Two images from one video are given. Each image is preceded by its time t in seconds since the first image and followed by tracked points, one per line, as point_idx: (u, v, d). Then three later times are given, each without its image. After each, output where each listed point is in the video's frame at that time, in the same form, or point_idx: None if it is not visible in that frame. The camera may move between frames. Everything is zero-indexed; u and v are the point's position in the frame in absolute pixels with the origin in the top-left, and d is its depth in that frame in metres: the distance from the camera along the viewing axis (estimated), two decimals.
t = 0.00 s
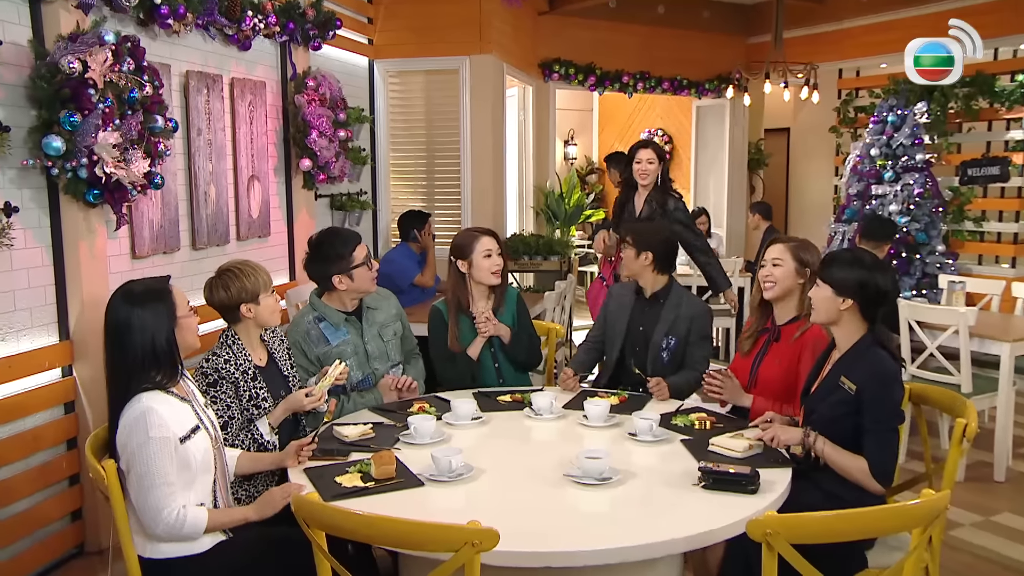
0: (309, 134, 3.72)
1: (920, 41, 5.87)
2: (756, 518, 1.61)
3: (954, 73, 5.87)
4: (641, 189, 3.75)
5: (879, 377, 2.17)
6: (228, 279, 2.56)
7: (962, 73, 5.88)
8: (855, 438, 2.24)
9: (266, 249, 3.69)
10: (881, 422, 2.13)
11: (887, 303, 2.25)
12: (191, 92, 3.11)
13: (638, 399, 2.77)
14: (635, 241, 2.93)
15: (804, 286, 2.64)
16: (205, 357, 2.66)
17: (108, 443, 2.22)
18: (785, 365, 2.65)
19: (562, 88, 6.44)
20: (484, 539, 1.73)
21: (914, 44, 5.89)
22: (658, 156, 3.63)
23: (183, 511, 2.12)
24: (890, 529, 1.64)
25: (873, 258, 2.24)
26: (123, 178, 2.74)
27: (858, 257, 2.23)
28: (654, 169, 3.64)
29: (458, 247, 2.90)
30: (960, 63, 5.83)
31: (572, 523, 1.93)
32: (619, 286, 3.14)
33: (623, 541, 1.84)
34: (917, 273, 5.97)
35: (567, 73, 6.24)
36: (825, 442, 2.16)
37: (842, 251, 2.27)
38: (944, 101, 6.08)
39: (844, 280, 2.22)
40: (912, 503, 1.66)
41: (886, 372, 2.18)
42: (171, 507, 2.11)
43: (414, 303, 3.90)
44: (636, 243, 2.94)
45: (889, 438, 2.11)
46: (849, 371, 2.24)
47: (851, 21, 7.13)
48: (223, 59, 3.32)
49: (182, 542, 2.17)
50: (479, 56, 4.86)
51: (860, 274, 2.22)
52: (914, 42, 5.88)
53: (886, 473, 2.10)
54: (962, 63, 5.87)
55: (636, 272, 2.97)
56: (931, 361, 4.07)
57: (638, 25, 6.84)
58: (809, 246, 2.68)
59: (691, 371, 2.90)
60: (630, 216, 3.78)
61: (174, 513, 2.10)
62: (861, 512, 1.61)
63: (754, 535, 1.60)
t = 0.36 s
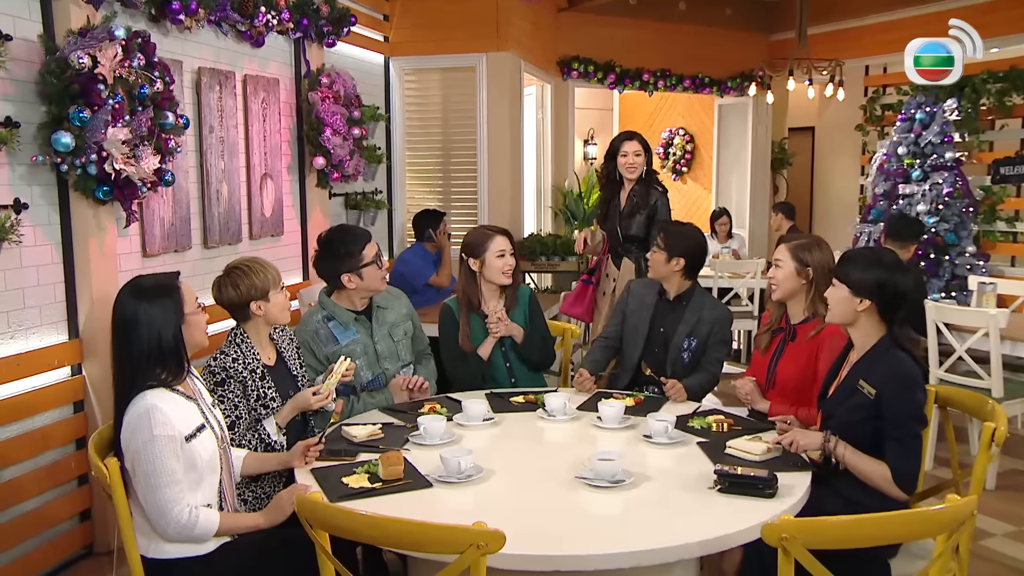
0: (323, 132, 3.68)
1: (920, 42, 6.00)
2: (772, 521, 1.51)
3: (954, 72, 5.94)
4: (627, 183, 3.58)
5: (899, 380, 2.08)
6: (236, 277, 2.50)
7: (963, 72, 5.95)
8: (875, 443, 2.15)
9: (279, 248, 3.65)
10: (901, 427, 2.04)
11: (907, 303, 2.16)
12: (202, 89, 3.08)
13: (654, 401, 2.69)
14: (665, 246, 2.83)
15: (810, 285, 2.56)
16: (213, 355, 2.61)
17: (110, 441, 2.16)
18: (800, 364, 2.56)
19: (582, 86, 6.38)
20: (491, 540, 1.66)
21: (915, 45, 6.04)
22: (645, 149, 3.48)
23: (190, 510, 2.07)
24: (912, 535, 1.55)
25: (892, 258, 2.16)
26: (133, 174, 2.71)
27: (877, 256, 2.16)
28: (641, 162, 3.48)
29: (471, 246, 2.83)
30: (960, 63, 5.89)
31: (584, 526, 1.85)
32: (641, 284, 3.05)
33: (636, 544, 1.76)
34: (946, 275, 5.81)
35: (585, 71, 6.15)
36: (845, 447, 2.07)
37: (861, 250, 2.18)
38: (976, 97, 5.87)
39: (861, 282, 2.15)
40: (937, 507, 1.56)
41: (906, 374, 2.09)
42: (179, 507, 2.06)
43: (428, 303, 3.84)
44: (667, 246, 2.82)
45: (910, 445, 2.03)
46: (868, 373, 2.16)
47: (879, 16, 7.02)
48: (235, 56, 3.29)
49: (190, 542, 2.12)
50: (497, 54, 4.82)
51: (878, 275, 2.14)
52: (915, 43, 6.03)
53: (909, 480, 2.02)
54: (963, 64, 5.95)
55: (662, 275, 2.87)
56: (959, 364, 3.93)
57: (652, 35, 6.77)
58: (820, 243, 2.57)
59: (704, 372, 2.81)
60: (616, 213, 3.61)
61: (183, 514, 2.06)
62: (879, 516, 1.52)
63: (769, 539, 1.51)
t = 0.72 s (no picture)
0: (333, 130, 3.64)
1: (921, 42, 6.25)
2: (784, 524, 1.42)
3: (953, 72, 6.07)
4: (610, 184, 3.41)
5: (918, 383, 2.02)
6: (253, 274, 2.46)
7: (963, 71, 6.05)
8: (893, 448, 2.08)
9: (289, 247, 3.61)
10: (921, 431, 1.97)
11: (924, 304, 2.11)
12: (211, 85, 3.04)
13: (667, 402, 2.60)
14: (684, 247, 2.76)
15: (804, 286, 2.53)
16: (222, 351, 2.57)
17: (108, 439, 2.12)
18: (805, 365, 2.55)
19: (598, 84, 6.33)
20: (491, 541, 1.59)
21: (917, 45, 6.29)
22: (627, 147, 3.30)
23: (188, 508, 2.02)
24: (933, 539, 1.46)
25: (910, 257, 2.11)
26: (139, 170, 2.67)
27: (895, 256, 2.11)
28: (622, 162, 3.31)
29: (480, 245, 2.77)
30: (959, 63, 6.06)
31: (591, 529, 1.78)
32: (648, 284, 2.98)
33: (644, 547, 1.68)
34: (972, 278, 5.66)
35: (602, 70, 6.09)
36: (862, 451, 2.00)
37: (877, 249, 2.14)
38: (1005, 94, 5.78)
39: (881, 281, 2.10)
40: (957, 511, 1.47)
41: (926, 377, 2.02)
42: (177, 505, 2.01)
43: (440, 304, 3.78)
44: (686, 245, 2.75)
45: (930, 450, 1.95)
46: (885, 376, 2.10)
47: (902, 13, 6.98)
48: (245, 52, 3.25)
49: (189, 541, 2.07)
50: (510, 51, 4.80)
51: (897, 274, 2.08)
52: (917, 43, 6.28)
53: (930, 486, 1.94)
54: (962, 63, 6.07)
55: (679, 273, 2.79)
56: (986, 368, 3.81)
57: (679, 25, 6.83)
58: (816, 245, 2.55)
59: (718, 367, 2.73)
60: (598, 216, 3.45)
61: (181, 511, 2.01)
62: (897, 518, 1.43)
63: (780, 543, 1.41)
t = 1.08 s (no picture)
0: (335, 124, 3.58)
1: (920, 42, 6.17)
2: (787, 522, 1.35)
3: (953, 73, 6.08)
4: (584, 179, 3.38)
5: (929, 381, 1.97)
6: (276, 267, 2.42)
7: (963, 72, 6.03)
8: (904, 448, 2.03)
9: (289, 243, 3.57)
10: (932, 430, 1.93)
11: (933, 300, 2.08)
12: (210, 79, 3.00)
13: (672, 400, 2.52)
14: (687, 243, 2.71)
15: (790, 280, 2.55)
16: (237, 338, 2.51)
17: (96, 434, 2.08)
18: (803, 363, 2.55)
19: (605, 79, 6.40)
20: (484, 540, 1.52)
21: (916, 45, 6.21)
22: (598, 143, 3.26)
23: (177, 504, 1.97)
24: (942, 542, 1.39)
25: (920, 252, 2.08)
26: (135, 163, 2.62)
27: (903, 251, 2.08)
28: (593, 158, 3.27)
29: (464, 242, 2.74)
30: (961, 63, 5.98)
31: (591, 529, 1.70)
32: (651, 283, 2.92)
33: (645, 548, 1.61)
34: (991, 276, 5.53)
35: (610, 64, 6.18)
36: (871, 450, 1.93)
37: (886, 244, 2.12)
38: None
39: (888, 276, 2.07)
40: (966, 511, 1.40)
41: (936, 375, 1.98)
42: (165, 501, 1.96)
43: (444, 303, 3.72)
44: (687, 240, 2.70)
45: (941, 449, 1.91)
46: (894, 374, 2.06)
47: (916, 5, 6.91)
48: (245, 45, 3.21)
49: (179, 538, 2.02)
50: (516, 45, 4.72)
51: (902, 269, 2.06)
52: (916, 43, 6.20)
53: (941, 485, 1.89)
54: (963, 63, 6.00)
55: (680, 270, 2.74)
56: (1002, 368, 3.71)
57: (695, 16, 6.85)
58: (803, 239, 2.57)
59: (723, 363, 2.67)
60: (572, 212, 3.44)
61: (169, 508, 1.96)
62: (905, 518, 1.37)
63: (782, 542, 1.34)
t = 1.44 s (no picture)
0: (333, 119, 3.57)
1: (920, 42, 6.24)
2: (784, 521, 1.33)
3: (954, 72, 6.13)
4: (561, 175, 3.34)
5: (932, 378, 1.92)
6: (285, 262, 2.36)
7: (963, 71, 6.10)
8: (906, 447, 1.99)
9: (285, 239, 3.53)
10: (935, 428, 1.88)
11: (937, 295, 2.02)
12: (205, 72, 2.96)
13: (672, 399, 2.46)
14: (691, 238, 2.65)
15: (784, 277, 2.50)
16: (244, 332, 2.46)
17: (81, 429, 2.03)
18: (801, 360, 2.49)
19: (609, 74, 6.38)
20: (473, 537, 1.46)
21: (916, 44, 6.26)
22: (575, 137, 3.24)
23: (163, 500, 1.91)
24: (943, 540, 1.36)
25: (921, 245, 2.03)
26: (126, 157, 2.57)
27: (905, 245, 2.03)
28: (570, 153, 3.25)
29: (456, 232, 2.75)
30: (959, 63, 6.07)
31: (584, 527, 1.65)
32: (651, 279, 2.87)
33: (641, 546, 1.55)
34: (1001, 274, 5.45)
35: (613, 59, 6.15)
36: (873, 449, 1.89)
37: (887, 238, 2.07)
38: None
39: (890, 270, 2.01)
40: (967, 508, 1.36)
41: (940, 372, 1.93)
42: (151, 497, 1.91)
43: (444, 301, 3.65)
44: (691, 235, 2.65)
45: (945, 448, 1.86)
46: (895, 371, 2.01)
47: None
48: (241, 38, 3.17)
49: (165, 536, 1.96)
50: (517, 39, 4.67)
51: (904, 262, 2.00)
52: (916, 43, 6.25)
53: (945, 485, 1.85)
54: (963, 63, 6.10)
55: (684, 266, 2.68)
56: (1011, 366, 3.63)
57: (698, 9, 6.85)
58: (797, 234, 2.50)
59: (725, 361, 2.63)
60: (551, 208, 3.35)
61: (155, 504, 1.90)
62: (905, 517, 1.33)
63: (779, 540, 1.32)
